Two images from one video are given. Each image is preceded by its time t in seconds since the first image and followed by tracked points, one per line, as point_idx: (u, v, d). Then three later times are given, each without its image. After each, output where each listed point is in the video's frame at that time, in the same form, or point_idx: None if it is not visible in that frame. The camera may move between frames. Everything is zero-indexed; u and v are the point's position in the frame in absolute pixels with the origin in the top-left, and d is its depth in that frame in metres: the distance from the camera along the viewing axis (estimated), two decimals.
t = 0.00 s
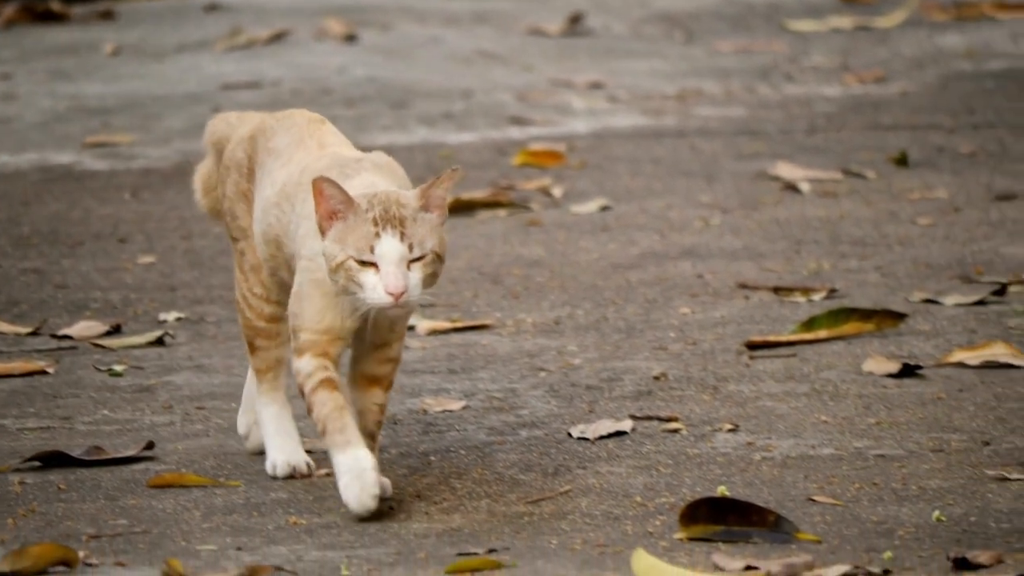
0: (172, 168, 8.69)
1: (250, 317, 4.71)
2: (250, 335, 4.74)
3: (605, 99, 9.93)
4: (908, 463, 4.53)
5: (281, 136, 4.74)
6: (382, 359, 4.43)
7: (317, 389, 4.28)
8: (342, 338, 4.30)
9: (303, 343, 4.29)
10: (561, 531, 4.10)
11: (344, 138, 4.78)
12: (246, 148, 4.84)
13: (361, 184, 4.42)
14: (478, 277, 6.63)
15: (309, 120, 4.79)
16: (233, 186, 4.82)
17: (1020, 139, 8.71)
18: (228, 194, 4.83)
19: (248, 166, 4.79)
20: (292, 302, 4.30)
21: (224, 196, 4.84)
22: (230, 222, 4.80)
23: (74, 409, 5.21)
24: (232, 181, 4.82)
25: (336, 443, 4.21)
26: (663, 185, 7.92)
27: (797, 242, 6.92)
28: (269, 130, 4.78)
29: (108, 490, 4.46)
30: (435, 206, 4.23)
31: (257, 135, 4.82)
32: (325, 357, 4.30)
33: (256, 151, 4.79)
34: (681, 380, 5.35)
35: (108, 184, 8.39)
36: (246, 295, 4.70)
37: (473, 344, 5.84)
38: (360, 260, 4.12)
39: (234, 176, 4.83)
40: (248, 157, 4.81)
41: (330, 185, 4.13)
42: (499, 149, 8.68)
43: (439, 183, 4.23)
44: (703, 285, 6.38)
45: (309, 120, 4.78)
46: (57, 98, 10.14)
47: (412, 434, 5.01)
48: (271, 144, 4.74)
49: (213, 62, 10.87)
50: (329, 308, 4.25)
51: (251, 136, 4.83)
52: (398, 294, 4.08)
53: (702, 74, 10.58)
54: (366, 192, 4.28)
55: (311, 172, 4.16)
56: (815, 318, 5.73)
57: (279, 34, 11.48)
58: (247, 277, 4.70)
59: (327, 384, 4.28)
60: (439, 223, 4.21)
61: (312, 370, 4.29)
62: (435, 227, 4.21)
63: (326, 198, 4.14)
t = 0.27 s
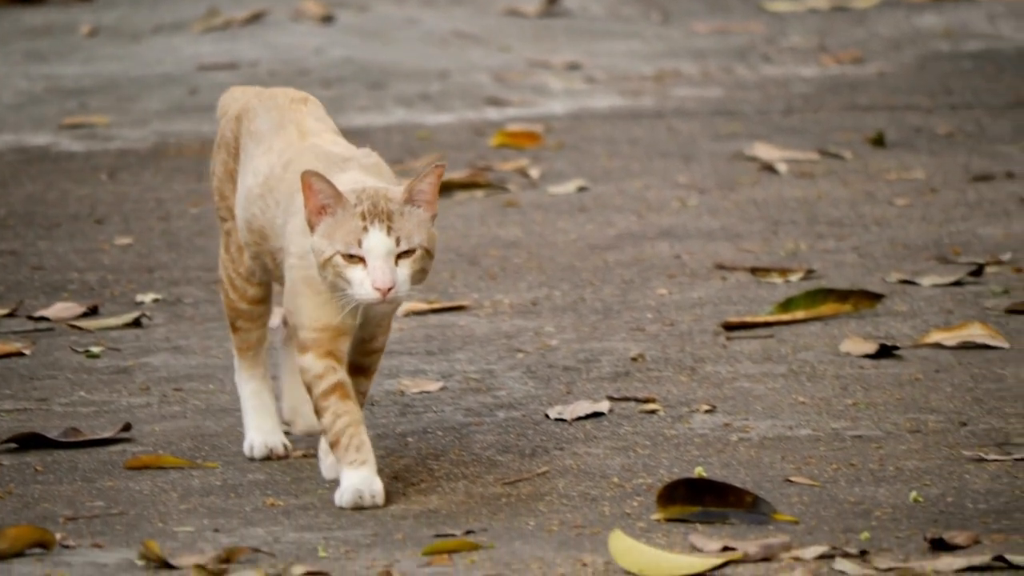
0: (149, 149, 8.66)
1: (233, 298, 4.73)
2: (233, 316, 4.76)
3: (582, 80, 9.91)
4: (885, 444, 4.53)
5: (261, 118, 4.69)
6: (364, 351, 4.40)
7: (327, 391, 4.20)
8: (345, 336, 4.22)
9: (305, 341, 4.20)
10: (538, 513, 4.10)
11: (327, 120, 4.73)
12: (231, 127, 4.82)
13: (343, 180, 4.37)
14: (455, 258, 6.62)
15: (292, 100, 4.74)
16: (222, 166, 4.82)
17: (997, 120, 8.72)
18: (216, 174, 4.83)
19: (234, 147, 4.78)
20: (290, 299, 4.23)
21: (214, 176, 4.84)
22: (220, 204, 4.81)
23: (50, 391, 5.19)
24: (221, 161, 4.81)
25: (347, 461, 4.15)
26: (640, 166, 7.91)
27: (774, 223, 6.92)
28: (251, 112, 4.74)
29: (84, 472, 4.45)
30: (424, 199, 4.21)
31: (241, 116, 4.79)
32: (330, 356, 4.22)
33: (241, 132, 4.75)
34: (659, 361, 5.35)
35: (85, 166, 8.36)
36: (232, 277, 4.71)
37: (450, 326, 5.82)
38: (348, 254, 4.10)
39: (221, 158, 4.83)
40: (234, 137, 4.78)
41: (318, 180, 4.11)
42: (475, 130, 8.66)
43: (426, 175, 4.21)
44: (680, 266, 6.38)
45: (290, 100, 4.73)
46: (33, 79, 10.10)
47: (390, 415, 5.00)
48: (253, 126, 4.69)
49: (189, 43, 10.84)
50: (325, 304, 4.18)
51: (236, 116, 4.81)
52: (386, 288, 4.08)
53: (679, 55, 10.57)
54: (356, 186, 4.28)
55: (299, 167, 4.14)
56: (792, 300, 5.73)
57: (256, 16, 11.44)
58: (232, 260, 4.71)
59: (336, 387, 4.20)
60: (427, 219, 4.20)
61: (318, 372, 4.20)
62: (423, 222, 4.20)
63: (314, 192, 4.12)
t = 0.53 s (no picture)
0: (135, 133, 8.65)
1: (227, 284, 4.75)
2: (225, 303, 4.78)
3: (568, 64, 9.91)
4: (872, 428, 4.54)
5: (260, 102, 4.69)
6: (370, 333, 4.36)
7: (316, 372, 4.20)
8: (336, 318, 4.20)
9: (296, 320, 4.19)
10: (526, 497, 4.10)
11: (328, 106, 4.73)
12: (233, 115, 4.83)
13: (339, 157, 4.38)
14: (441, 241, 6.62)
15: (293, 88, 4.74)
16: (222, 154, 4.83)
17: (983, 104, 8.73)
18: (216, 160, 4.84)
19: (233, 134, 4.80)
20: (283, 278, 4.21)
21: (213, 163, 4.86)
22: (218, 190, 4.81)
23: (37, 375, 5.19)
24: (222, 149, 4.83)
25: (335, 444, 4.16)
26: (626, 150, 7.92)
27: (761, 207, 6.93)
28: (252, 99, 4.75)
29: (72, 456, 4.44)
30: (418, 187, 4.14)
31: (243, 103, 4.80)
32: (319, 338, 4.20)
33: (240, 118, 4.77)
34: (646, 345, 5.36)
35: (71, 149, 8.35)
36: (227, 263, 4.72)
37: (436, 310, 5.82)
38: (341, 244, 4.06)
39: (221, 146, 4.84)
40: (235, 123, 4.80)
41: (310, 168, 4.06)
42: (462, 114, 8.66)
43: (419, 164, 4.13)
44: (667, 250, 6.39)
45: (291, 86, 4.75)
46: (18, 63, 10.07)
47: (377, 398, 5.00)
48: (252, 110, 4.71)
49: (175, 28, 10.82)
50: (317, 289, 4.15)
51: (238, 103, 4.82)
52: (379, 279, 4.02)
53: (665, 39, 10.57)
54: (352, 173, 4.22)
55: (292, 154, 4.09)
56: (779, 284, 5.74)
57: None
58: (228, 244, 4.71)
59: (326, 369, 4.19)
60: (421, 207, 4.14)
61: (308, 353, 4.19)
62: (417, 211, 4.13)
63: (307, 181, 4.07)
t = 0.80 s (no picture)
0: (134, 116, 8.64)
1: (242, 272, 4.71)
2: (237, 289, 4.74)
3: (568, 48, 9.90)
4: (872, 411, 4.54)
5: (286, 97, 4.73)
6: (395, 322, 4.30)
7: (320, 354, 4.20)
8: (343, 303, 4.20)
9: (303, 300, 4.19)
10: (526, 479, 4.10)
11: (354, 104, 4.76)
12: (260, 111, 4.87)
13: (356, 141, 4.41)
14: (441, 225, 6.61)
15: (321, 86, 4.78)
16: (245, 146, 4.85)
17: (983, 87, 8.72)
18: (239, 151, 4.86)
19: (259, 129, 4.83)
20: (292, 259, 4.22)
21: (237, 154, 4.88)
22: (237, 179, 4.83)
23: (37, 359, 5.19)
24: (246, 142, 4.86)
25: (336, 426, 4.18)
26: (626, 133, 7.91)
27: (760, 190, 6.92)
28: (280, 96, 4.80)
29: (71, 440, 4.44)
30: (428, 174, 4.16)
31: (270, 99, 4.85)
32: (325, 321, 4.20)
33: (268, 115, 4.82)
34: (645, 328, 5.35)
35: (71, 133, 8.34)
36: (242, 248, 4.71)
37: (436, 293, 5.82)
38: (350, 230, 4.08)
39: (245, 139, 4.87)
40: (261, 118, 4.84)
41: (319, 154, 4.08)
42: (461, 97, 8.65)
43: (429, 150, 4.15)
44: (666, 233, 6.38)
45: (320, 87, 4.80)
46: (18, 47, 10.06)
47: (377, 381, 5.00)
48: (280, 106, 4.76)
49: (175, 12, 10.82)
50: (323, 273, 4.15)
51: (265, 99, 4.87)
52: (387, 265, 4.02)
53: (664, 22, 10.56)
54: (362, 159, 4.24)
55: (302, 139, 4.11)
56: (779, 267, 5.74)
57: None
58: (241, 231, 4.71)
59: (330, 352, 4.19)
60: (430, 193, 4.16)
61: (314, 335, 4.19)
62: (427, 197, 4.15)
63: (317, 167, 4.10)
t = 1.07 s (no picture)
0: (130, 100, 8.62)
1: (259, 252, 4.73)
2: (255, 268, 4.75)
3: (564, 31, 9.88)
4: (868, 394, 4.54)
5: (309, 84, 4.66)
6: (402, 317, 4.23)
7: (322, 343, 4.17)
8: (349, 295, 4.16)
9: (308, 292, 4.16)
10: (521, 463, 4.10)
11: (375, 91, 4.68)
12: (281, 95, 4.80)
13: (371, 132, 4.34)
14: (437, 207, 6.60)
15: (342, 72, 4.71)
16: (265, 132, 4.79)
17: (979, 69, 8.70)
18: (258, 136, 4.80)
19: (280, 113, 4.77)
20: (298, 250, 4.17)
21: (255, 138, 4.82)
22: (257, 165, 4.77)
23: (33, 343, 5.18)
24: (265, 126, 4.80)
25: (333, 409, 4.17)
26: (622, 116, 7.90)
27: (756, 172, 6.91)
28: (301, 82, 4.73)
29: (66, 424, 4.43)
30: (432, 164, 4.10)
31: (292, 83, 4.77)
32: (330, 311, 4.16)
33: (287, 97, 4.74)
34: (641, 312, 5.34)
35: (67, 116, 8.32)
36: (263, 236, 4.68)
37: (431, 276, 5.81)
38: (355, 221, 4.03)
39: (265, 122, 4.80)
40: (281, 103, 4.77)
41: (323, 144, 4.03)
42: (457, 80, 8.64)
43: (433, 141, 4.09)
44: (662, 216, 6.37)
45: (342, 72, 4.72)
46: (14, 30, 10.05)
47: (372, 365, 4.99)
48: (302, 94, 4.70)
49: None
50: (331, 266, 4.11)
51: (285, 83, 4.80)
52: (392, 257, 3.96)
53: (661, 5, 10.55)
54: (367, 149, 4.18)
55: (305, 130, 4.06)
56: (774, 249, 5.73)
57: None
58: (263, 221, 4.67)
59: (332, 342, 4.16)
60: (435, 183, 4.10)
61: (318, 325, 4.16)
62: (432, 188, 4.09)
63: (320, 158, 4.04)
